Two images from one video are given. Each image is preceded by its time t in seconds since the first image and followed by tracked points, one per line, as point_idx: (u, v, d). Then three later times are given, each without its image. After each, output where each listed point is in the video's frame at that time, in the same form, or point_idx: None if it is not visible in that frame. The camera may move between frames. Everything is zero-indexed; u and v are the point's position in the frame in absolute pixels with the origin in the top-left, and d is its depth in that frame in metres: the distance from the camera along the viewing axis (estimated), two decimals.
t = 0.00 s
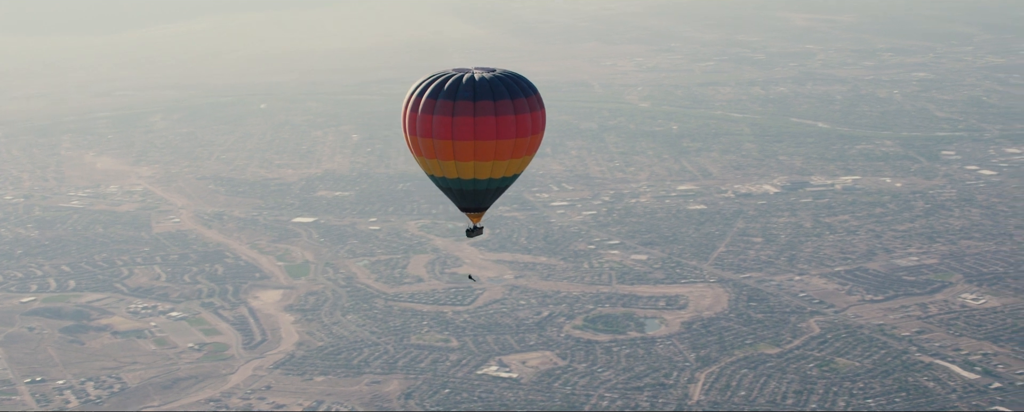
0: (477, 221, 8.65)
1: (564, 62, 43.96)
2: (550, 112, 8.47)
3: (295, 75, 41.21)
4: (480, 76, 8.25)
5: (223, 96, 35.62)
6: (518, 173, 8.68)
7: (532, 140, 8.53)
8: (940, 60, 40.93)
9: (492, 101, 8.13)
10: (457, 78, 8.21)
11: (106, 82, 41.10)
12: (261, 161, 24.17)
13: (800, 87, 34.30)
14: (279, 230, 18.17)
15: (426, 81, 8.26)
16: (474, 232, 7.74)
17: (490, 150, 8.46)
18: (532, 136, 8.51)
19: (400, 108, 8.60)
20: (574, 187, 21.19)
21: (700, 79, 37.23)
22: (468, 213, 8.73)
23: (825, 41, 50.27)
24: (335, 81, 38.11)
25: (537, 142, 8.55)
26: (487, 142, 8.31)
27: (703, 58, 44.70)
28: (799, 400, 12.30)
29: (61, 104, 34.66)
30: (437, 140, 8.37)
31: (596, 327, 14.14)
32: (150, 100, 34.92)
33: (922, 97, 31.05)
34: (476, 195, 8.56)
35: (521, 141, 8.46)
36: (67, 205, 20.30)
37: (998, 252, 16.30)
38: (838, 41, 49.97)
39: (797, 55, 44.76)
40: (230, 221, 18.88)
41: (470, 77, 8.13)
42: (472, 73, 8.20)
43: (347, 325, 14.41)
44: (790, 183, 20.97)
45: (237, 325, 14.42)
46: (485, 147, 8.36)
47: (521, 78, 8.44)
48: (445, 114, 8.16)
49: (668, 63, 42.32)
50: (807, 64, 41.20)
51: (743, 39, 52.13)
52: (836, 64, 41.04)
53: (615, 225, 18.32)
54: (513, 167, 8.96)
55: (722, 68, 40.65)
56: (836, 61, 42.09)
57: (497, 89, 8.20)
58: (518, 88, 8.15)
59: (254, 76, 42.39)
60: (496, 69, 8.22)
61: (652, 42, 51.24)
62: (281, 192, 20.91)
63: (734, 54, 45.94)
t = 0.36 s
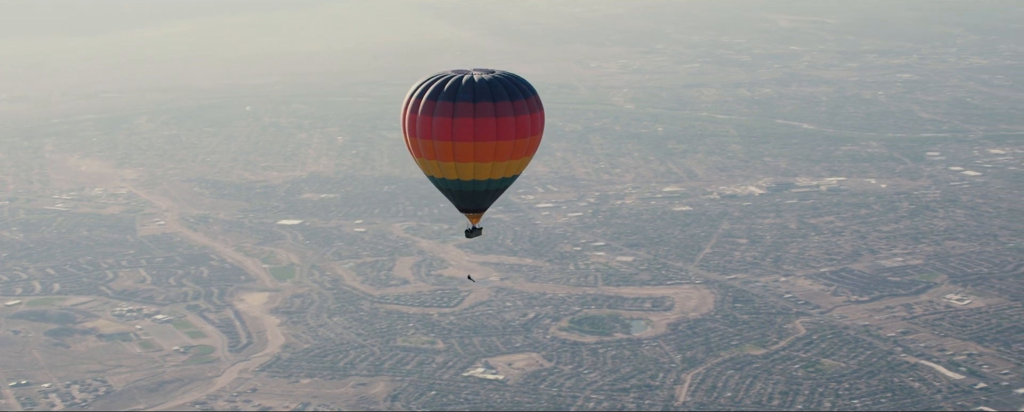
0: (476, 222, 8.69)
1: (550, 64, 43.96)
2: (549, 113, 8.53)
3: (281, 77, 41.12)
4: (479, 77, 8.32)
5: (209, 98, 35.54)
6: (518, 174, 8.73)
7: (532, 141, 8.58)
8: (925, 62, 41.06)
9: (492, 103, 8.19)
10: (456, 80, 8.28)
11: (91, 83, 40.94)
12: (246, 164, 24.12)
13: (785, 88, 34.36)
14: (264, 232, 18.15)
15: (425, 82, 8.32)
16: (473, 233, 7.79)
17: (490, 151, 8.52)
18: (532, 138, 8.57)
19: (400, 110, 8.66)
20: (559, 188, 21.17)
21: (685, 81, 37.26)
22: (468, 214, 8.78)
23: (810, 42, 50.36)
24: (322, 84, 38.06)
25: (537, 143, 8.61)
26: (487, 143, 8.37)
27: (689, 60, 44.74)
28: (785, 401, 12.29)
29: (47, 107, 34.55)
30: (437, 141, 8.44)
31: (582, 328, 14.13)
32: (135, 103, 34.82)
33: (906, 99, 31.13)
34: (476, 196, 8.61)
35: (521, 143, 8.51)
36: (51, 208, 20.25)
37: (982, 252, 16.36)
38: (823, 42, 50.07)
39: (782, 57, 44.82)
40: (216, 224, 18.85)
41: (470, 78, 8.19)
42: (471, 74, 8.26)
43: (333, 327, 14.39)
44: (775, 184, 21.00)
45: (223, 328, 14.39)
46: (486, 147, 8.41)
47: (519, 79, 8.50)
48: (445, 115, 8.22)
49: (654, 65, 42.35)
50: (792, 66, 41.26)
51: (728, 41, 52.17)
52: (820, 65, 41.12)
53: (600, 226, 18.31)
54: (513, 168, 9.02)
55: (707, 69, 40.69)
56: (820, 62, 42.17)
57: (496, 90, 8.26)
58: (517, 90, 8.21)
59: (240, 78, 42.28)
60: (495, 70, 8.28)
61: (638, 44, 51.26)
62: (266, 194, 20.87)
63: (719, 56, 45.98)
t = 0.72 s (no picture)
0: (475, 222, 8.78)
1: (535, 66, 43.97)
2: (547, 115, 8.64)
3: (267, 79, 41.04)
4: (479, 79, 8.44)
5: (195, 100, 35.45)
6: (517, 175, 8.83)
7: (531, 142, 8.70)
8: (908, 63, 41.19)
9: (491, 104, 8.31)
10: (456, 81, 8.40)
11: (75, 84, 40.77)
12: (229, 166, 24.07)
13: (768, 90, 34.43)
14: (248, 235, 18.12)
15: (425, 84, 8.44)
16: (475, 232, 7.89)
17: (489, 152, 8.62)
18: (531, 139, 8.68)
19: (400, 111, 8.76)
20: (544, 190, 21.17)
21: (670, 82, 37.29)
22: (467, 214, 8.86)
23: (794, 44, 50.43)
24: (308, 86, 38.00)
25: (535, 144, 8.72)
26: (486, 144, 8.47)
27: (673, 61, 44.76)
28: (769, 402, 12.29)
29: (32, 110, 34.45)
30: (437, 142, 8.54)
31: (567, 330, 14.13)
32: (119, 106, 34.71)
33: (890, 100, 31.22)
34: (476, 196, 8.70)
35: (520, 144, 8.62)
36: (34, 211, 20.19)
37: (965, 253, 16.43)
38: (807, 44, 50.14)
39: (766, 58, 44.89)
40: (200, 226, 18.82)
41: (469, 80, 8.31)
42: (470, 76, 8.38)
43: (317, 329, 14.38)
44: (759, 185, 21.02)
45: (207, 330, 14.36)
46: (485, 148, 8.51)
47: (518, 81, 8.62)
48: (445, 116, 8.33)
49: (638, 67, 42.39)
50: (775, 67, 41.33)
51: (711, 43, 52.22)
52: (804, 67, 41.21)
53: (585, 228, 18.32)
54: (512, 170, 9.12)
55: (691, 71, 40.73)
56: (804, 64, 42.25)
57: (495, 92, 8.38)
58: (516, 91, 8.33)
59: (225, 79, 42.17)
60: (494, 72, 8.40)
61: (623, 46, 51.27)
62: (250, 197, 20.84)
63: (704, 57, 46.03)
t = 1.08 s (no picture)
0: (475, 223, 8.76)
1: (521, 69, 44.00)
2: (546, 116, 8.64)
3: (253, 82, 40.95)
4: (479, 80, 8.45)
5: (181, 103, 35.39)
6: (517, 176, 8.82)
7: (531, 143, 8.69)
8: (891, 64, 41.33)
9: (491, 105, 8.31)
10: (456, 82, 8.40)
11: (59, 87, 40.62)
12: (213, 169, 24.01)
13: (752, 91, 34.49)
14: (233, 238, 18.10)
15: (425, 85, 8.45)
16: (474, 232, 7.87)
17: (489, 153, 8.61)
18: (531, 140, 8.67)
19: (400, 113, 8.77)
20: (529, 192, 21.17)
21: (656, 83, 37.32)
22: (467, 216, 8.84)
23: (779, 46, 50.55)
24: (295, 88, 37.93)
25: (535, 144, 8.71)
26: (486, 145, 8.47)
27: (658, 62, 44.79)
28: (755, 403, 12.28)
29: (17, 112, 34.33)
30: (437, 143, 8.54)
31: (552, 332, 14.12)
32: (104, 107, 34.59)
33: (873, 101, 31.32)
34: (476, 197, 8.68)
35: (520, 145, 8.62)
36: (17, 214, 20.13)
37: (949, 254, 16.52)
38: (791, 46, 50.25)
39: (750, 60, 44.97)
40: (184, 229, 18.78)
41: (469, 81, 8.33)
42: (470, 77, 8.40)
43: (302, 332, 14.36)
44: (744, 187, 21.05)
45: (192, 333, 14.33)
46: (485, 149, 8.51)
47: (518, 83, 8.62)
48: (445, 117, 8.34)
49: (623, 68, 42.42)
50: (759, 69, 41.41)
51: (696, 44, 52.28)
52: (788, 69, 41.31)
53: (569, 230, 18.32)
54: (512, 170, 9.09)
55: (675, 72, 40.78)
56: (788, 66, 42.35)
57: (496, 93, 8.38)
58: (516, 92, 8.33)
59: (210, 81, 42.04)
60: (494, 73, 8.42)
61: (607, 48, 51.30)
62: (234, 199, 20.80)
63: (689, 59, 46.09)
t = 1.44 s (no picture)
0: (476, 223, 8.68)
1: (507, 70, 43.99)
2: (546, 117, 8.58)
3: (239, 83, 40.87)
4: (479, 81, 8.39)
5: (168, 105, 35.31)
6: (517, 176, 8.75)
7: (531, 144, 8.62)
8: (877, 66, 41.45)
9: (491, 106, 8.25)
10: (456, 83, 8.34)
11: (45, 89, 40.45)
12: (199, 170, 23.95)
13: (737, 92, 34.52)
14: (219, 240, 18.08)
15: (426, 86, 8.39)
16: (475, 233, 7.79)
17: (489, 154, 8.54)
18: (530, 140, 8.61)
19: (400, 114, 8.70)
20: (515, 194, 21.17)
21: (642, 84, 37.32)
22: (468, 216, 8.76)
23: (764, 47, 50.63)
24: (282, 89, 37.88)
25: (535, 144, 8.64)
26: (486, 146, 8.39)
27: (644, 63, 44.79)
28: (742, 404, 12.28)
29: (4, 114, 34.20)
30: (437, 144, 8.47)
31: (540, 333, 14.10)
32: (90, 109, 34.47)
33: (858, 102, 31.43)
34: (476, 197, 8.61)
35: (519, 146, 8.55)
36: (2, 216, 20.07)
37: (935, 255, 16.59)
38: (776, 47, 50.34)
39: (736, 61, 45.03)
40: (170, 231, 18.76)
41: (469, 82, 8.26)
42: (470, 78, 8.33)
43: (289, 334, 14.35)
44: (730, 188, 21.07)
45: (179, 335, 14.30)
46: (485, 149, 8.43)
47: (517, 83, 8.56)
48: (445, 118, 8.27)
49: (609, 69, 42.45)
50: (745, 70, 41.46)
51: (681, 45, 52.32)
52: (773, 70, 41.39)
53: (556, 231, 18.30)
54: (512, 171, 9.03)
55: (661, 73, 40.80)
56: (773, 67, 42.42)
57: (495, 94, 8.32)
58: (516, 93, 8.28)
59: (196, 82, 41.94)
60: (494, 74, 8.36)
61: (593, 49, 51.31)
62: (221, 201, 20.77)
63: (675, 59, 46.09)
